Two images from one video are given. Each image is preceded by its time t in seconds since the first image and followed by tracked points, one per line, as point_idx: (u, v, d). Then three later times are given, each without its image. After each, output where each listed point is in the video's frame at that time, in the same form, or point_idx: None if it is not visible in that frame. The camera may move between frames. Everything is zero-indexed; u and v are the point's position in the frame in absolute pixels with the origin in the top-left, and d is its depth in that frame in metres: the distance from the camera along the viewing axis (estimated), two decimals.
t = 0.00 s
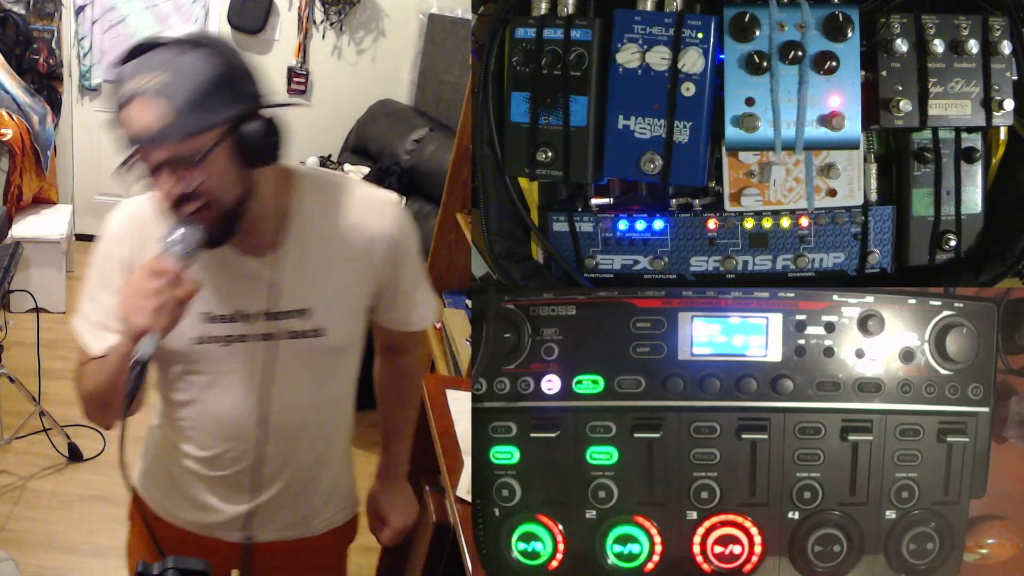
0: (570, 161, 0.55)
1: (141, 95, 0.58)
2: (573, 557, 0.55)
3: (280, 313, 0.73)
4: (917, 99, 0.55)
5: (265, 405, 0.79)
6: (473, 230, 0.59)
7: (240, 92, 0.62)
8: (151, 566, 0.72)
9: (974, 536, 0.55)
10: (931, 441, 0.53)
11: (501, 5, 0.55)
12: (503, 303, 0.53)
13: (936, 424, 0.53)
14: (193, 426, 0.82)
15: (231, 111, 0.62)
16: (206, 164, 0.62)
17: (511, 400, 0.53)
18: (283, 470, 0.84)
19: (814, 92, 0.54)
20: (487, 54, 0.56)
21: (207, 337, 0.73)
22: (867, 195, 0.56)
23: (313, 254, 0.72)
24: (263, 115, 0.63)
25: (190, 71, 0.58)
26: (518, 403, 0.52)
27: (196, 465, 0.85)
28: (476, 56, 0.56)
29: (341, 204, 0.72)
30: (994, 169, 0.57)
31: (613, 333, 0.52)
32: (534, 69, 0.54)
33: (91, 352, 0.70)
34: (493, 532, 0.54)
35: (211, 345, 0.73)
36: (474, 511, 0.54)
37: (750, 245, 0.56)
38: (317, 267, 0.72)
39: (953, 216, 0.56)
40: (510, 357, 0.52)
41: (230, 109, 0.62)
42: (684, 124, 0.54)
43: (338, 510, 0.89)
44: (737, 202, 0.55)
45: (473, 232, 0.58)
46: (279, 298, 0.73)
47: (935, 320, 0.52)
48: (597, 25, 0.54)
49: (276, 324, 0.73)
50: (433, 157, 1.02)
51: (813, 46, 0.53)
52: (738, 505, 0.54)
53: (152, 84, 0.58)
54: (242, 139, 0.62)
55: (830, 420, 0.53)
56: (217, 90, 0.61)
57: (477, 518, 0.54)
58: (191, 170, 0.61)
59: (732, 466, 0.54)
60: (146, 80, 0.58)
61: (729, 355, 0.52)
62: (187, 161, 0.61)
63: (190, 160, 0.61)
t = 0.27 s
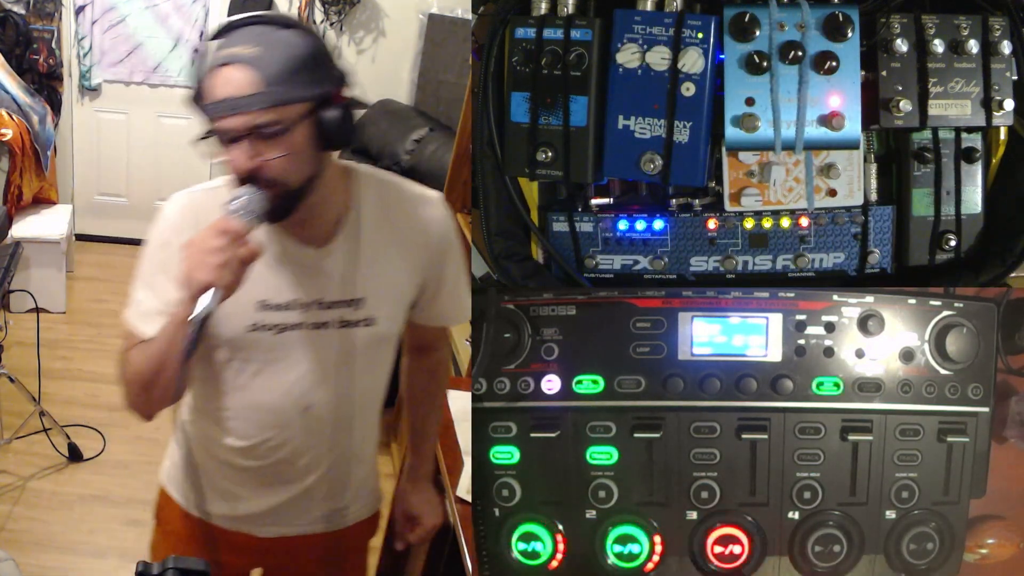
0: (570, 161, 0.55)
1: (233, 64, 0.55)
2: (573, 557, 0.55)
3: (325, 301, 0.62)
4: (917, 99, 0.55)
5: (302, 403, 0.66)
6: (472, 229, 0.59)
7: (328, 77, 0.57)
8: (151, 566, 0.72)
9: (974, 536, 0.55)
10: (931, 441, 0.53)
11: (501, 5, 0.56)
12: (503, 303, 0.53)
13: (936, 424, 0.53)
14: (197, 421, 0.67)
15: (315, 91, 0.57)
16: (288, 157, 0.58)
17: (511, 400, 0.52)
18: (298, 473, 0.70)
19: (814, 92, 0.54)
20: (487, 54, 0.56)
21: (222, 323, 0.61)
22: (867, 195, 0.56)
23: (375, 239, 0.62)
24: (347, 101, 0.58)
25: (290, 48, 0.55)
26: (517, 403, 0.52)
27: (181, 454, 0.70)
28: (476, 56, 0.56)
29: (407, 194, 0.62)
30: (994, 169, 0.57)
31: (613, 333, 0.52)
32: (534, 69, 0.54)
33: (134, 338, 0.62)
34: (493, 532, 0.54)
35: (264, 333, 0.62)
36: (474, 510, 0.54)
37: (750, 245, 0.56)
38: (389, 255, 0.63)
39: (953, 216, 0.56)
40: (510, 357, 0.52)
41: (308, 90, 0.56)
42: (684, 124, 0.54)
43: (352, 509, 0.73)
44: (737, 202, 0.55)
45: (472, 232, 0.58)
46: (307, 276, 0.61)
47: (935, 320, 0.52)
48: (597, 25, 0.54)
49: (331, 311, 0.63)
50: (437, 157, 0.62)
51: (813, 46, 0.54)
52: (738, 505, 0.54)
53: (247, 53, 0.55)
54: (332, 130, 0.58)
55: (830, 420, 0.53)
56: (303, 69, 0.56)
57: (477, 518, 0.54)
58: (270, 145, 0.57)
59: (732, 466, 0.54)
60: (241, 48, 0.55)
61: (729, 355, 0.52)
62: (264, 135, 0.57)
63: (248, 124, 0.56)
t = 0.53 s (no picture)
0: (569, 161, 0.55)
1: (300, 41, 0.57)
2: (573, 557, 0.55)
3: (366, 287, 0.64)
4: (916, 99, 0.55)
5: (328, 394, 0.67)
6: (473, 229, 0.59)
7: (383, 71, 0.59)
8: (151, 566, 0.71)
9: (973, 536, 0.55)
10: (931, 441, 0.53)
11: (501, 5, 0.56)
12: (503, 303, 0.53)
13: (936, 424, 0.53)
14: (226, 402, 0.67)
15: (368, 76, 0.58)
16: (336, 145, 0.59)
17: (511, 400, 0.52)
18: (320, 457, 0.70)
19: (814, 92, 0.54)
20: (487, 54, 0.56)
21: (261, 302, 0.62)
22: (866, 195, 0.56)
23: (407, 233, 0.63)
24: (395, 87, 0.59)
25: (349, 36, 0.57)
26: (517, 403, 0.52)
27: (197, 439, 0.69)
28: (476, 56, 0.56)
29: (441, 191, 0.62)
30: (994, 170, 0.57)
31: (613, 333, 0.52)
32: (534, 69, 0.54)
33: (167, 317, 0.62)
34: (493, 533, 0.54)
35: (299, 320, 0.63)
36: (474, 511, 0.54)
37: (750, 245, 0.56)
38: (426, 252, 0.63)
39: (953, 216, 0.56)
40: (510, 357, 0.52)
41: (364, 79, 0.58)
42: (684, 124, 0.54)
43: (366, 506, 0.73)
44: (737, 202, 0.55)
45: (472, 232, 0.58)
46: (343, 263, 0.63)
47: (935, 320, 0.52)
48: (596, 25, 0.55)
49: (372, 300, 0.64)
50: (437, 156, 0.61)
51: (813, 46, 0.53)
52: (738, 505, 0.54)
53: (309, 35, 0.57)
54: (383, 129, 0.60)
55: (830, 420, 0.53)
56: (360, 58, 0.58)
57: (477, 518, 0.54)
58: (322, 117, 0.58)
59: (732, 466, 0.54)
60: (303, 28, 0.57)
61: (729, 354, 0.52)
62: (315, 108, 0.58)
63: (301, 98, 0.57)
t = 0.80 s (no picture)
0: (570, 161, 0.55)
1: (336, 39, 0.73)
2: (573, 557, 0.54)
3: (373, 277, 0.84)
4: (917, 99, 0.55)
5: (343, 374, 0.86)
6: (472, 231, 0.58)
7: (400, 66, 0.76)
8: (151, 566, 0.71)
9: (974, 536, 0.54)
10: (931, 441, 0.53)
11: (501, 4, 0.55)
12: (503, 303, 0.52)
13: (936, 424, 0.53)
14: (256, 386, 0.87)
15: (390, 59, 0.75)
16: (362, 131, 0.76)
17: (511, 400, 0.52)
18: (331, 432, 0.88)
19: (814, 92, 0.53)
20: (487, 54, 0.55)
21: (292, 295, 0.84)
22: (866, 195, 0.56)
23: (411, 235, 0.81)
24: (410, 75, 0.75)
25: (377, 20, 0.75)
26: (518, 403, 0.52)
27: (230, 426, 0.90)
28: (476, 56, 0.56)
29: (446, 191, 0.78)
30: (994, 170, 0.57)
31: (613, 333, 0.52)
32: (534, 69, 0.54)
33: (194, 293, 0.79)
34: (494, 533, 0.54)
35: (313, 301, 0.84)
36: (474, 511, 0.54)
37: (750, 245, 0.56)
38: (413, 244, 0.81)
39: (953, 216, 0.56)
40: (510, 356, 0.52)
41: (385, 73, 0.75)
42: (684, 124, 0.54)
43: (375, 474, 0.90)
44: (737, 202, 0.55)
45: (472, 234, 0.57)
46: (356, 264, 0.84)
47: (935, 320, 0.52)
48: (597, 25, 0.55)
49: (376, 287, 0.84)
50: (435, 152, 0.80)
51: (813, 46, 0.53)
52: (738, 504, 0.54)
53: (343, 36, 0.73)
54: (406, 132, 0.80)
55: (830, 420, 0.53)
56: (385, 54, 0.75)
57: (477, 519, 0.54)
58: (343, 79, 0.73)
59: (732, 465, 0.54)
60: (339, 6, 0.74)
61: (729, 354, 0.52)
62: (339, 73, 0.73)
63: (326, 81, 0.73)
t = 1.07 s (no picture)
0: (570, 161, 0.55)
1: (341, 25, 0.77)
2: (573, 557, 0.54)
3: (368, 271, 0.86)
4: (917, 100, 0.55)
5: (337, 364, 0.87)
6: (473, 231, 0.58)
7: (401, 58, 0.79)
8: (151, 566, 0.71)
9: (974, 536, 0.54)
10: (931, 441, 0.53)
11: (502, 4, 0.55)
12: (503, 303, 0.52)
13: (936, 424, 0.53)
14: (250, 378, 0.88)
15: (396, 54, 0.79)
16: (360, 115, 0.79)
17: (511, 400, 0.52)
18: (323, 424, 0.89)
19: (814, 92, 0.53)
20: (487, 54, 0.55)
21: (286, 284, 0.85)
22: (866, 195, 0.56)
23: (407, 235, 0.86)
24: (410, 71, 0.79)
25: (383, 15, 0.78)
26: (518, 403, 0.52)
27: (226, 422, 0.90)
28: (476, 56, 0.56)
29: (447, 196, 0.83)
30: (993, 170, 0.57)
31: (613, 333, 0.52)
32: (534, 69, 0.54)
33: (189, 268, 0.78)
34: (493, 533, 0.54)
35: (308, 291, 0.85)
36: (474, 511, 0.54)
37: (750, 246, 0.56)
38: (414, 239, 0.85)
39: (953, 216, 0.56)
40: (510, 356, 0.52)
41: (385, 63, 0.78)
42: (684, 124, 0.54)
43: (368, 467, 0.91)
44: (737, 202, 0.55)
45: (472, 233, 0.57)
46: (352, 257, 0.87)
47: (935, 320, 0.52)
48: (597, 25, 0.55)
49: (371, 280, 0.86)
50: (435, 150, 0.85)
51: (813, 45, 0.53)
52: (738, 504, 0.54)
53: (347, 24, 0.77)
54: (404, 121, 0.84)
55: (830, 420, 0.53)
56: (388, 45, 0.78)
57: (477, 518, 0.54)
58: (345, 62, 0.77)
59: (732, 466, 0.54)
60: None
61: (729, 354, 0.52)
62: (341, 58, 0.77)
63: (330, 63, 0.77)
